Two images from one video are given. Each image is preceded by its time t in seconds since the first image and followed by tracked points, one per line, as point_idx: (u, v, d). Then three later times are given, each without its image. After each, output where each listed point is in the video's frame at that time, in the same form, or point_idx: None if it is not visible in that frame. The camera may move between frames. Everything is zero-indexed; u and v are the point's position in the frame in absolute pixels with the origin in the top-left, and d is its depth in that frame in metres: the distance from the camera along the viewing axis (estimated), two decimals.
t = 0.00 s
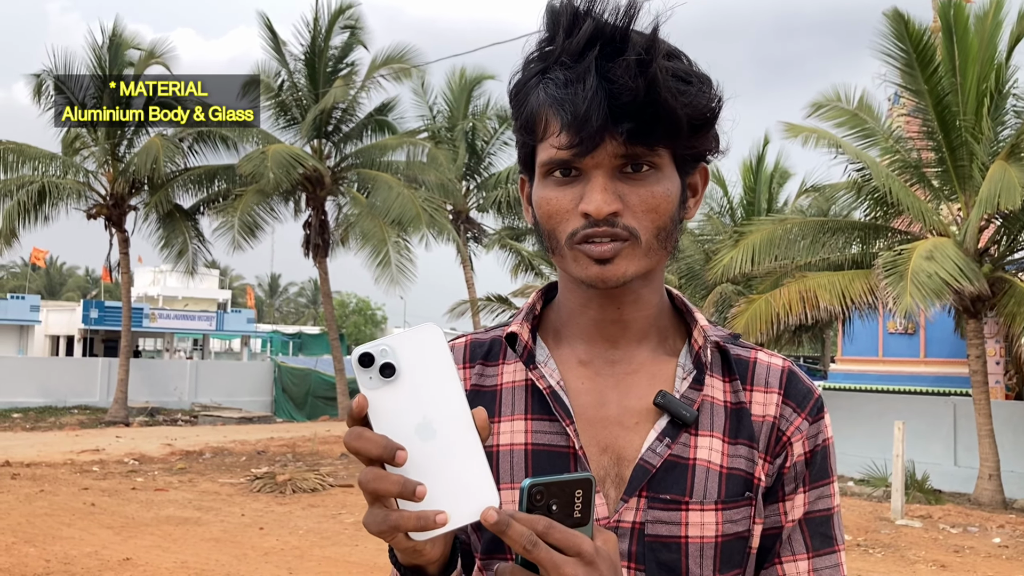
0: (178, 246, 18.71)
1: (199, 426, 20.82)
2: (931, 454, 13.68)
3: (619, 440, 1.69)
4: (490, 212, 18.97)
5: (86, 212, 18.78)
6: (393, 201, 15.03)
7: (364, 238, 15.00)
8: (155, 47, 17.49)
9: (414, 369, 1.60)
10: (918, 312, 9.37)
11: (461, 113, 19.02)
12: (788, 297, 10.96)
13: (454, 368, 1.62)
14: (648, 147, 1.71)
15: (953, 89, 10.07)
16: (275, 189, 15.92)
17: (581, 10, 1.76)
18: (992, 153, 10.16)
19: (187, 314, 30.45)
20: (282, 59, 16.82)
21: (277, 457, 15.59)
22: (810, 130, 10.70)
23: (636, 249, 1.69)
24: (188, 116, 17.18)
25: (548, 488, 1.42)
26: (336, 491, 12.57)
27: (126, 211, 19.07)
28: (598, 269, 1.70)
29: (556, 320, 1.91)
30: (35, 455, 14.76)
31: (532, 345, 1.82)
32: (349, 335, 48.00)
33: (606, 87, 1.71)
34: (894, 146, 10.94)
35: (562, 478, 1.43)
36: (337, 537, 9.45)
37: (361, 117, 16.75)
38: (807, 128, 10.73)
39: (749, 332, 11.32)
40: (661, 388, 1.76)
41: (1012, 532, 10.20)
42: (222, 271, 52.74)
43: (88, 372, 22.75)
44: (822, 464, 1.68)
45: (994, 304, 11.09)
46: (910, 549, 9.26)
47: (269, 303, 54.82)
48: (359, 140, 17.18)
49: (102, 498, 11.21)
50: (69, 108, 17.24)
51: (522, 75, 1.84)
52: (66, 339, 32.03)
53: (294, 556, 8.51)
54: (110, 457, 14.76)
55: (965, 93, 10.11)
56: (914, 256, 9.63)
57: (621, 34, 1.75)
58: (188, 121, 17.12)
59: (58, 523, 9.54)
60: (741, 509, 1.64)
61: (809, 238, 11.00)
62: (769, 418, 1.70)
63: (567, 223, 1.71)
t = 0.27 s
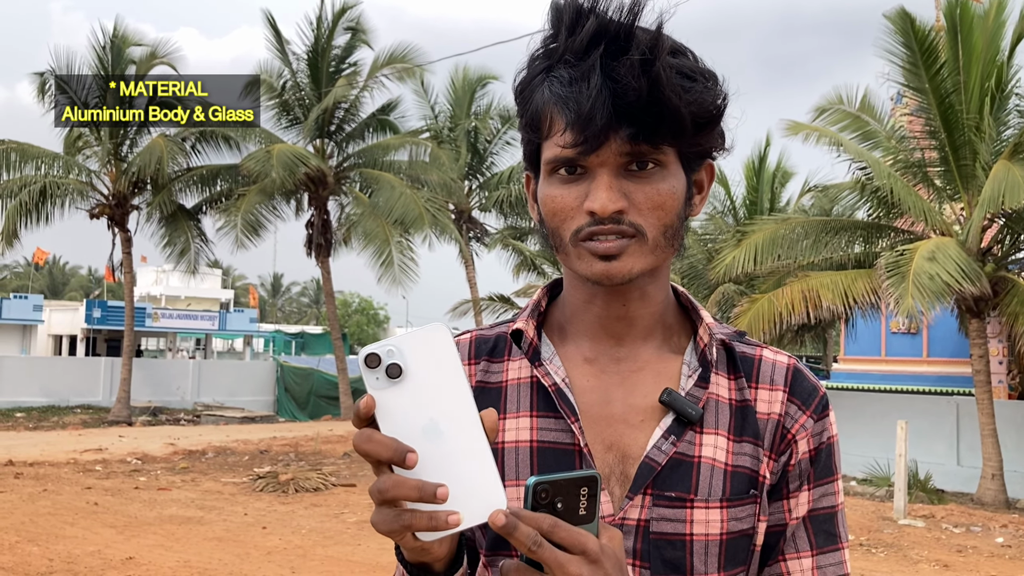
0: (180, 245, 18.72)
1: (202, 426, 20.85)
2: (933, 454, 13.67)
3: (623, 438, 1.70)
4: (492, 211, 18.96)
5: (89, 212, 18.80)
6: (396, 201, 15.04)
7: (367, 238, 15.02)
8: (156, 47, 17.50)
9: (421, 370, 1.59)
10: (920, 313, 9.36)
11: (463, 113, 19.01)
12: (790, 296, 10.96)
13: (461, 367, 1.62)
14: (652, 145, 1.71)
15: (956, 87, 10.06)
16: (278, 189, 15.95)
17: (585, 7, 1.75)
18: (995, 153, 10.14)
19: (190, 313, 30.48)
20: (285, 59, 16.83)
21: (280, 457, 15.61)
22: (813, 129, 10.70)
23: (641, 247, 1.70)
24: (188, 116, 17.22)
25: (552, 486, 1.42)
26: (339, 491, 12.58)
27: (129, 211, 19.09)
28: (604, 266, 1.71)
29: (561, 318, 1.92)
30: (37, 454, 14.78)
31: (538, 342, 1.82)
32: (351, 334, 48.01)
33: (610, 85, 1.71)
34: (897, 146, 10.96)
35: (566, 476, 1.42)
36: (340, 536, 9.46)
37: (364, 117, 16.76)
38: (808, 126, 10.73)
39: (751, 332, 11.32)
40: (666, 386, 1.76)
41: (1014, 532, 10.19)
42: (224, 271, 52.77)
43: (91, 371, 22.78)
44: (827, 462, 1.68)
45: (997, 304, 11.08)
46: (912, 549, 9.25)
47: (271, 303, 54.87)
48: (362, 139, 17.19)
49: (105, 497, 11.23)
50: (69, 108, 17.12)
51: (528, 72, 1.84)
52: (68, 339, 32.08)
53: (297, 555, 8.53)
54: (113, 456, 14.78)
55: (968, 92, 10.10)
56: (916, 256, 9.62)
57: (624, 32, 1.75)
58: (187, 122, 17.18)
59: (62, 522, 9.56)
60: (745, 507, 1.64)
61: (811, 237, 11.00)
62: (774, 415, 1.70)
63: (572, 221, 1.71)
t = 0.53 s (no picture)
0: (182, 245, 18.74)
1: (204, 425, 20.87)
2: (936, 454, 13.65)
3: (623, 438, 1.69)
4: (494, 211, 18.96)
5: (92, 211, 18.81)
6: (397, 200, 15.01)
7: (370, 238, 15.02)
8: (158, 46, 17.50)
9: (429, 383, 1.54)
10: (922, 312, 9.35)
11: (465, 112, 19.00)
12: (793, 296, 10.93)
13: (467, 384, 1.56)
14: (651, 147, 1.70)
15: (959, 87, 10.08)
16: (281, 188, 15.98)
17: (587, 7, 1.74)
18: (998, 152, 10.13)
19: (192, 313, 30.50)
20: (287, 58, 16.83)
21: (282, 456, 15.62)
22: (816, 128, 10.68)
23: (638, 249, 1.69)
24: (188, 116, 17.25)
25: (556, 493, 1.39)
26: (342, 490, 12.59)
27: (131, 210, 19.11)
28: (600, 271, 1.70)
29: (561, 319, 1.91)
30: (40, 453, 14.80)
31: (538, 343, 1.81)
32: (353, 334, 48.03)
33: (609, 87, 1.69)
34: (900, 146, 10.96)
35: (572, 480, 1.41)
36: (342, 536, 9.47)
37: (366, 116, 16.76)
38: (811, 125, 10.72)
39: (754, 332, 11.31)
40: (666, 387, 1.76)
41: (1017, 532, 10.17)
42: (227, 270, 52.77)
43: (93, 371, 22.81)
44: (827, 463, 1.68)
45: (999, 304, 11.06)
46: (915, 549, 9.24)
47: (274, 302, 54.84)
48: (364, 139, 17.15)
49: (108, 497, 11.24)
50: (68, 108, 17.10)
51: (531, 71, 1.82)
52: (71, 339, 32.11)
53: (300, 555, 8.53)
54: (115, 455, 14.80)
55: (971, 91, 10.09)
56: (918, 256, 9.60)
57: (625, 32, 1.73)
58: (187, 121, 17.22)
59: (64, 522, 9.57)
60: (745, 509, 1.63)
61: (813, 237, 11.00)
62: (775, 417, 1.70)
63: (570, 223, 1.71)
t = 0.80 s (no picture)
0: (185, 245, 18.78)
1: (206, 425, 20.90)
2: (937, 453, 13.65)
3: (622, 437, 1.70)
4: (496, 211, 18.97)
5: (94, 211, 18.85)
6: (400, 200, 15.03)
7: (372, 238, 15.04)
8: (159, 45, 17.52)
9: (377, 422, 1.45)
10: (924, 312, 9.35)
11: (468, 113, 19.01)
12: (795, 296, 10.94)
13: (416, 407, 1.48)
14: (633, 155, 1.68)
15: (962, 86, 10.10)
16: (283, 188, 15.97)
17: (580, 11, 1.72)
18: (1001, 151, 10.13)
19: (194, 313, 30.56)
20: (290, 58, 16.85)
21: (284, 456, 15.64)
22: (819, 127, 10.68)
23: (621, 256, 1.69)
24: (188, 116, 17.24)
25: (546, 486, 1.43)
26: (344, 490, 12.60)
27: (134, 210, 19.15)
28: (583, 276, 1.71)
29: (560, 318, 1.92)
30: (43, 453, 14.83)
31: (538, 342, 1.82)
32: (356, 334, 48.08)
33: (592, 91, 1.68)
34: (902, 145, 10.96)
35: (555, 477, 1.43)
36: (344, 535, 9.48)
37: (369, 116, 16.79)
38: (814, 124, 10.72)
39: (756, 332, 11.32)
40: (665, 386, 1.77)
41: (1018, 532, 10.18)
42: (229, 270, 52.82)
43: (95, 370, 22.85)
44: (824, 460, 1.69)
45: (1001, 303, 11.06)
46: (917, 548, 9.24)
47: (276, 302, 54.90)
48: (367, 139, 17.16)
49: (110, 496, 11.27)
50: (68, 108, 17.13)
51: (532, 76, 1.83)
52: (73, 338, 32.17)
53: (302, 554, 8.55)
54: (118, 455, 14.83)
55: (974, 91, 10.10)
56: (919, 255, 9.59)
57: (613, 36, 1.70)
58: (188, 121, 17.22)
59: (67, 521, 9.59)
60: (744, 507, 1.65)
61: (815, 237, 11.01)
62: (772, 415, 1.70)
63: (557, 227, 1.71)
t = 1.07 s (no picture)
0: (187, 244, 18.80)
1: (209, 425, 20.91)
2: (940, 453, 13.63)
3: (625, 432, 1.69)
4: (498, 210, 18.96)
5: (96, 211, 18.87)
6: (403, 199, 15.07)
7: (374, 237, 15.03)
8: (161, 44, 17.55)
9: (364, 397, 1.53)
10: (927, 311, 9.34)
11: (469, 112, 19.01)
12: (797, 295, 10.94)
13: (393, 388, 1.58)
14: (643, 157, 1.63)
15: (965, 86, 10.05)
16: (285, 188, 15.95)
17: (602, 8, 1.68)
18: (1004, 150, 10.12)
19: (196, 312, 30.57)
20: (291, 58, 16.84)
21: (286, 455, 15.64)
22: (823, 125, 10.67)
23: (622, 255, 1.66)
24: (188, 116, 17.23)
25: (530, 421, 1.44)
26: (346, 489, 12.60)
27: (135, 210, 19.17)
28: (583, 273, 1.67)
29: (565, 314, 1.91)
30: (45, 452, 14.84)
31: (542, 337, 1.82)
32: (358, 334, 48.12)
33: (606, 90, 1.63)
34: (904, 143, 10.95)
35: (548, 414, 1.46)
36: (346, 535, 9.49)
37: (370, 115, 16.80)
38: (818, 123, 10.70)
39: (758, 331, 11.30)
40: (665, 380, 1.75)
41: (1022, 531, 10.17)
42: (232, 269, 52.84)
43: (97, 370, 22.87)
44: (826, 445, 1.65)
45: (1003, 302, 11.05)
46: (920, 548, 9.23)
47: (277, 302, 54.91)
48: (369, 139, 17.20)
49: (112, 496, 11.27)
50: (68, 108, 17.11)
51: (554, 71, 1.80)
52: (75, 338, 32.22)
53: (303, 553, 8.54)
54: (120, 455, 14.83)
55: (976, 90, 10.07)
56: (922, 254, 9.57)
57: (631, 38, 1.66)
58: (187, 121, 17.20)
59: (69, 520, 9.60)
60: (742, 496, 1.62)
61: (817, 236, 11.00)
62: (774, 402, 1.68)
63: (563, 222, 1.68)
